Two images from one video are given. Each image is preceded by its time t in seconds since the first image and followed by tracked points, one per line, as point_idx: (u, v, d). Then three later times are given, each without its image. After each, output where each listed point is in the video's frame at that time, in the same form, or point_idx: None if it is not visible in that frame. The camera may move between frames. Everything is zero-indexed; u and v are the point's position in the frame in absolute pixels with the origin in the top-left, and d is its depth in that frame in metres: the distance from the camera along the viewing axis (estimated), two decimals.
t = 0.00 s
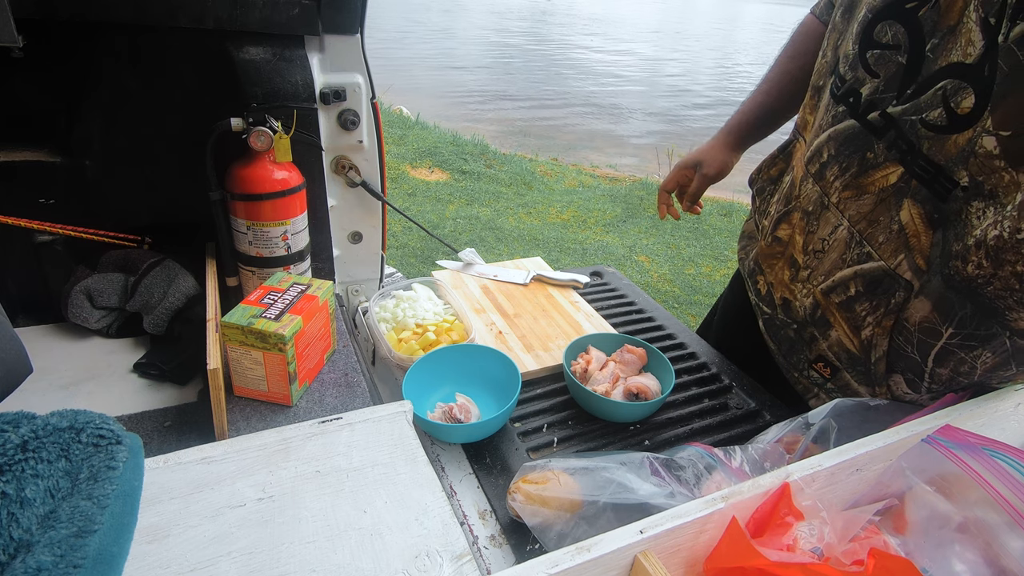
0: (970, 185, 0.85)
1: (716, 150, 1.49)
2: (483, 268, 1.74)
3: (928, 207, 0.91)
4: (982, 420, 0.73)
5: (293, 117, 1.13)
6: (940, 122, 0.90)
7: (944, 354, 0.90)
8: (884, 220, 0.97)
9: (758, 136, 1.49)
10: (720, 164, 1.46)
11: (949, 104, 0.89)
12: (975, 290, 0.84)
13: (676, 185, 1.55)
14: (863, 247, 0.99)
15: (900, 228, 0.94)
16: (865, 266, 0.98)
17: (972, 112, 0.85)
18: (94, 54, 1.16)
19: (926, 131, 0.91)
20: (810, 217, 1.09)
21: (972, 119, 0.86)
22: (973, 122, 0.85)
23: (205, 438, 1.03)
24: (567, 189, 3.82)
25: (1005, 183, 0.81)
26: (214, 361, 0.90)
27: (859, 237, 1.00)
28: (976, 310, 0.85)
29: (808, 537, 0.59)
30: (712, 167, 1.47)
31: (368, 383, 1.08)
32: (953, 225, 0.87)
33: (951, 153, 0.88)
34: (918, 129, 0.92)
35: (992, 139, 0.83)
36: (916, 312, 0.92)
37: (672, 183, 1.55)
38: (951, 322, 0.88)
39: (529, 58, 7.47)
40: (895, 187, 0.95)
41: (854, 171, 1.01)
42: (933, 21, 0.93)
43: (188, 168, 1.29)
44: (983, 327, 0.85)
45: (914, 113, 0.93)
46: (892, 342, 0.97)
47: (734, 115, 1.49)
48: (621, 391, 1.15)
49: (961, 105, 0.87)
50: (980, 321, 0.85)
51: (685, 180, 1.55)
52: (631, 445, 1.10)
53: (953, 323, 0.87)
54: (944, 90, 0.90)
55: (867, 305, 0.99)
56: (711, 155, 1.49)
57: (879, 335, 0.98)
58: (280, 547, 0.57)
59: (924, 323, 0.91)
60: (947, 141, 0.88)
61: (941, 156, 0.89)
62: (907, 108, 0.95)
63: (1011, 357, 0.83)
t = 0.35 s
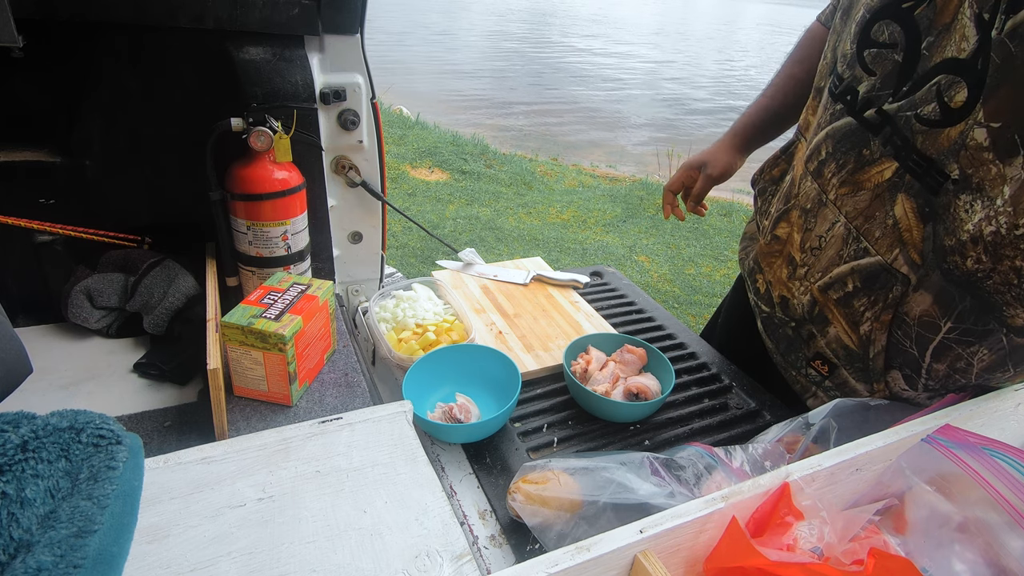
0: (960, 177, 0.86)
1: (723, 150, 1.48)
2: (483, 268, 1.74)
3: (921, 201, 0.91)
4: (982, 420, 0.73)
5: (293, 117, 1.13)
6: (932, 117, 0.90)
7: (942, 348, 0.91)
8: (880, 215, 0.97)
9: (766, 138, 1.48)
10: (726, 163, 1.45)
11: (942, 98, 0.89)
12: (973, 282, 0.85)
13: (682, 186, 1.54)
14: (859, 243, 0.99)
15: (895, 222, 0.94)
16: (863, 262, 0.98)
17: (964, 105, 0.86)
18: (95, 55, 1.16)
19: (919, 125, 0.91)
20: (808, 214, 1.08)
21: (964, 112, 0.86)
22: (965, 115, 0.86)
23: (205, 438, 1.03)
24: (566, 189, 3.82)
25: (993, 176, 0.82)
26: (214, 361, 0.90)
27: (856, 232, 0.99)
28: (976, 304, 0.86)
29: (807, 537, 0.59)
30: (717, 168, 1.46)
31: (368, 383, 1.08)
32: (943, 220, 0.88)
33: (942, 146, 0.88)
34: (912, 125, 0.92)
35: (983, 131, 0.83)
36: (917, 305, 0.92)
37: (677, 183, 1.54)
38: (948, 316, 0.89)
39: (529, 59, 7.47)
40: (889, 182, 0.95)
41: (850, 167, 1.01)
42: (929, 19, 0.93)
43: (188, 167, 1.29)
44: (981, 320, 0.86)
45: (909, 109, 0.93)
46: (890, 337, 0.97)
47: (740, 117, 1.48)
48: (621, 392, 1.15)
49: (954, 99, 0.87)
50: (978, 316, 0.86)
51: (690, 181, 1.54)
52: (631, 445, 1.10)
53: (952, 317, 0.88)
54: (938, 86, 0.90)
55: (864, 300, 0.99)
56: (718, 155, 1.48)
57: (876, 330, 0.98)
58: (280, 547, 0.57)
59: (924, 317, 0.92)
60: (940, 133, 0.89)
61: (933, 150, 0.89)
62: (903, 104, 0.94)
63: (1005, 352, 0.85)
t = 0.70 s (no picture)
0: (998, 156, 0.86)
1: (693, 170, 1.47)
2: (483, 268, 1.74)
3: (953, 183, 0.91)
4: (982, 420, 0.73)
5: (293, 117, 1.13)
6: (956, 100, 0.90)
7: (984, 326, 0.92)
8: (907, 204, 0.96)
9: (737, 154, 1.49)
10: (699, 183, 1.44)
11: (964, 81, 0.89)
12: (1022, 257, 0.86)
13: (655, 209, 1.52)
14: (888, 233, 0.99)
15: (926, 207, 0.94)
16: (893, 252, 0.98)
17: (993, 86, 0.86)
18: (95, 55, 1.16)
19: (941, 110, 0.91)
20: (816, 214, 1.09)
21: (994, 92, 0.86)
22: (995, 95, 0.86)
23: (205, 438, 1.03)
24: (566, 189, 3.83)
25: None
26: (214, 361, 0.90)
27: (881, 224, 0.99)
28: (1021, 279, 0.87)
29: (807, 537, 0.59)
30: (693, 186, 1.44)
31: (368, 383, 1.08)
32: (984, 199, 0.88)
33: (975, 127, 0.88)
34: (931, 110, 0.93)
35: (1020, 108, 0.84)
36: (957, 288, 0.92)
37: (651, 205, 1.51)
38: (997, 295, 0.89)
39: (529, 59, 7.48)
40: (911, 170, 0.95)
41: (865, 160, 1.01)
42: (928, 10, 0.95)
43: (188, 168, 1.29)
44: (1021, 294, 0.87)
45: (923, 96, 0.94)
46: (927, 324, 0.98)
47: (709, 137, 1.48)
48: (621, 392, 1.15)
49: (981, 80, 0.88)
50: None
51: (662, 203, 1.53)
52: (631, 445, 1.10)
53: (997, 295, 0.89)
54: (958, 67, 0.90)
55: (898, 289, 0.98)
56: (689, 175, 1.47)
57: (913, 318, 0.98)
58: (280, 547, 0.57)
59: (963, 299, 0.92)
60: (965, 116, 0.89)
61: (963, 133, 0.89)
62: (913, 91, 0.95)
63: None
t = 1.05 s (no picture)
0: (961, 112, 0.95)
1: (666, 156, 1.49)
2: (483, 268, 1.74)
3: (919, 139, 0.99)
4: (982, 420, 0.73)
5: (293, 117, 1.13)
6: (922, 64, 0.97)
7: (954, 265, 1.00)
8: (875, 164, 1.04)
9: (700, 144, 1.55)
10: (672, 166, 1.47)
11: (927, 46, 0.97)
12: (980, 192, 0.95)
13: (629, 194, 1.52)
14: (862, 193, 1.07)
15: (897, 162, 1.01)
16: (866, 210, 1.06)
17: (954, 50, 0.94)
18: (95, 54, 1.16)
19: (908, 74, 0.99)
20: (790, 182, 1.18)
21: (956, 54, 0.93)
22: (957, 56, 0.93)
23: (205, 438, 1.03)
24: (566, 189, 3.88)
25: (995, 105, 0.91)
26: (214, 361, 0.90)
27: (853, 185, 1.08)
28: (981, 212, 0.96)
29: (808, 537, 0.59)
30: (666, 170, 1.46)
31: (368, 383, 1.08)
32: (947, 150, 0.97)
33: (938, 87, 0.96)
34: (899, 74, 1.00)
35: (981, 67, 0.91)
36: (929, 235, 1.00)
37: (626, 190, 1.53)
38: (964, 236, 0.97)
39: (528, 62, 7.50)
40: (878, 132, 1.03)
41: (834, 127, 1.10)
42: None
43: (187, 167, 1.29)
44: (982, 228, 0.96)
45: (891, 63, 1.02)
46: (901, 273, 1.05)
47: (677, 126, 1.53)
48: (621, 392, 1.15)
49: (941, 45, 0.95)
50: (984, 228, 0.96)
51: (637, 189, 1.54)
52: (632, 445, 1.10)
53: (963, 235, 0.97)
54: (921, 35, 0.98)
55: (873, 244, 1.06)
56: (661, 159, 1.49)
57: (890, 269, 1.06)
58: (280, 547, 0.57)
59: (936, 244, 1.00)
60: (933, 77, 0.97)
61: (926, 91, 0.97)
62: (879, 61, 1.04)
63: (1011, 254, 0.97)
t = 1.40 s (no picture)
0: (896, 78, 1.06)
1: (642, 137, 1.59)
2: (483, 268, 1.74)
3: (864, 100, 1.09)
4: (982, 420, 0.73)
5: (293, 117, 1.13)
6: (861, 39, 1.08)
7: (905, 213, 1.08)
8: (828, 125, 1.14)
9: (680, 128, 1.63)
10: (646, 147, 1.56)
11: (865, 23, 1.07)
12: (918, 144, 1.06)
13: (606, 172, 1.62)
14: (818, 155, 1.15)
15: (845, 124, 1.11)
16: (823, 169, 1.15)
17: (887, 25, 1.04)
18: (95, 54, 1.16)
19: (850, 47, 1.10)
20: (754, 151, 1.27)
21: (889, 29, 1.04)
22: (891, 30, 1.04)
23: (205, 438, 1.03)
24: (566, 189, 3.90)
25: (922, 72, 1.03)
26: (214, 361, 0.90)
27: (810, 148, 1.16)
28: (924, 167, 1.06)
29: (808, 537, 0.59)
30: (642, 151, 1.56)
31: (368, 383, 1.08)
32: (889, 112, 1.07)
33: (876, 57, 1.07)
34: (842, 48, 1.11)
35: (911, 39, 1.02)
36: (883, 185, 1.09)
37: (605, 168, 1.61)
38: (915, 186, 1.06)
39: (528, 63, 7.53)
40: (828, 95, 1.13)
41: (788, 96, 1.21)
42: None
43: (187, 167, 1.29)
44: (926, 177, 1.06)
45: (835, 39, 1.13)
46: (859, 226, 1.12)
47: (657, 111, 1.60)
48: (621, 392, 1.15)
49: (877, 22, 1.06)
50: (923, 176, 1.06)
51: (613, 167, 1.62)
52: (631, 445, 1.10)
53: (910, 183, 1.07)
54: (859, 14, 1.08)
55: (832, 202, 1.14)
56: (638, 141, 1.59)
57: (848, 223, 1.13)
58: (279, 547, 0.57)
59: (889, 194, 1.08)
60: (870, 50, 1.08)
61: (866, 61, 1.09)
62: (825, 41, 1.14)
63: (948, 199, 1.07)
